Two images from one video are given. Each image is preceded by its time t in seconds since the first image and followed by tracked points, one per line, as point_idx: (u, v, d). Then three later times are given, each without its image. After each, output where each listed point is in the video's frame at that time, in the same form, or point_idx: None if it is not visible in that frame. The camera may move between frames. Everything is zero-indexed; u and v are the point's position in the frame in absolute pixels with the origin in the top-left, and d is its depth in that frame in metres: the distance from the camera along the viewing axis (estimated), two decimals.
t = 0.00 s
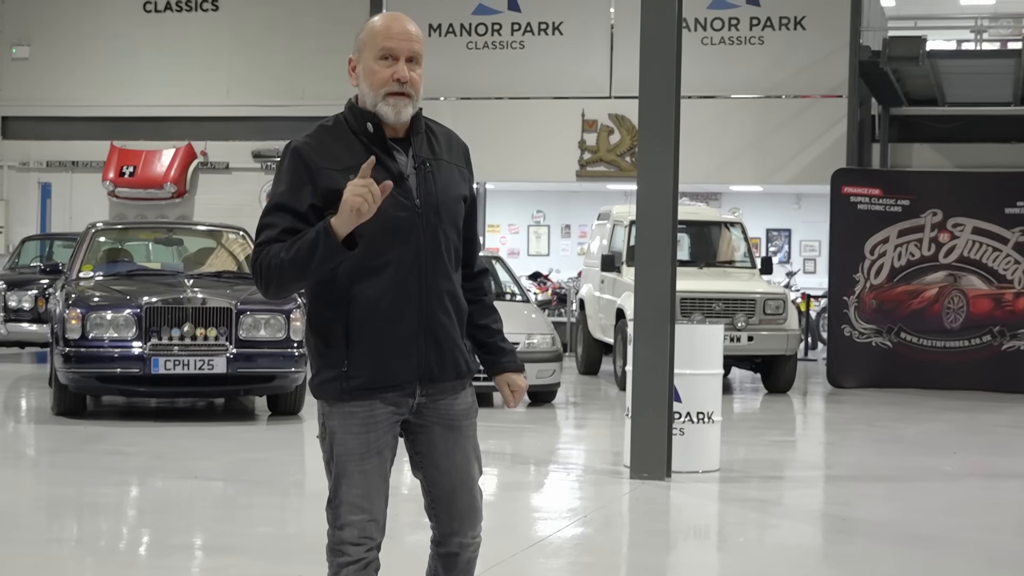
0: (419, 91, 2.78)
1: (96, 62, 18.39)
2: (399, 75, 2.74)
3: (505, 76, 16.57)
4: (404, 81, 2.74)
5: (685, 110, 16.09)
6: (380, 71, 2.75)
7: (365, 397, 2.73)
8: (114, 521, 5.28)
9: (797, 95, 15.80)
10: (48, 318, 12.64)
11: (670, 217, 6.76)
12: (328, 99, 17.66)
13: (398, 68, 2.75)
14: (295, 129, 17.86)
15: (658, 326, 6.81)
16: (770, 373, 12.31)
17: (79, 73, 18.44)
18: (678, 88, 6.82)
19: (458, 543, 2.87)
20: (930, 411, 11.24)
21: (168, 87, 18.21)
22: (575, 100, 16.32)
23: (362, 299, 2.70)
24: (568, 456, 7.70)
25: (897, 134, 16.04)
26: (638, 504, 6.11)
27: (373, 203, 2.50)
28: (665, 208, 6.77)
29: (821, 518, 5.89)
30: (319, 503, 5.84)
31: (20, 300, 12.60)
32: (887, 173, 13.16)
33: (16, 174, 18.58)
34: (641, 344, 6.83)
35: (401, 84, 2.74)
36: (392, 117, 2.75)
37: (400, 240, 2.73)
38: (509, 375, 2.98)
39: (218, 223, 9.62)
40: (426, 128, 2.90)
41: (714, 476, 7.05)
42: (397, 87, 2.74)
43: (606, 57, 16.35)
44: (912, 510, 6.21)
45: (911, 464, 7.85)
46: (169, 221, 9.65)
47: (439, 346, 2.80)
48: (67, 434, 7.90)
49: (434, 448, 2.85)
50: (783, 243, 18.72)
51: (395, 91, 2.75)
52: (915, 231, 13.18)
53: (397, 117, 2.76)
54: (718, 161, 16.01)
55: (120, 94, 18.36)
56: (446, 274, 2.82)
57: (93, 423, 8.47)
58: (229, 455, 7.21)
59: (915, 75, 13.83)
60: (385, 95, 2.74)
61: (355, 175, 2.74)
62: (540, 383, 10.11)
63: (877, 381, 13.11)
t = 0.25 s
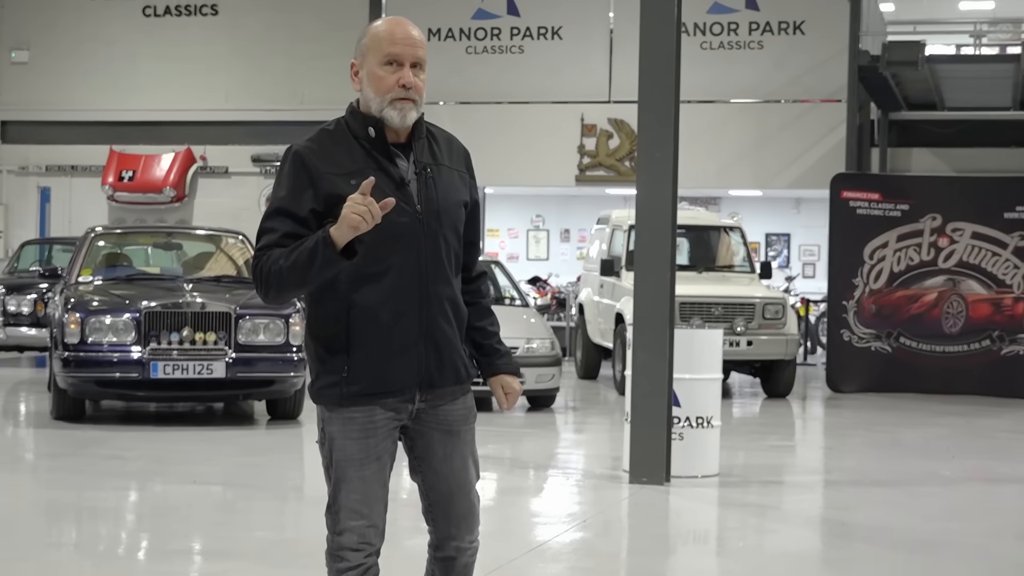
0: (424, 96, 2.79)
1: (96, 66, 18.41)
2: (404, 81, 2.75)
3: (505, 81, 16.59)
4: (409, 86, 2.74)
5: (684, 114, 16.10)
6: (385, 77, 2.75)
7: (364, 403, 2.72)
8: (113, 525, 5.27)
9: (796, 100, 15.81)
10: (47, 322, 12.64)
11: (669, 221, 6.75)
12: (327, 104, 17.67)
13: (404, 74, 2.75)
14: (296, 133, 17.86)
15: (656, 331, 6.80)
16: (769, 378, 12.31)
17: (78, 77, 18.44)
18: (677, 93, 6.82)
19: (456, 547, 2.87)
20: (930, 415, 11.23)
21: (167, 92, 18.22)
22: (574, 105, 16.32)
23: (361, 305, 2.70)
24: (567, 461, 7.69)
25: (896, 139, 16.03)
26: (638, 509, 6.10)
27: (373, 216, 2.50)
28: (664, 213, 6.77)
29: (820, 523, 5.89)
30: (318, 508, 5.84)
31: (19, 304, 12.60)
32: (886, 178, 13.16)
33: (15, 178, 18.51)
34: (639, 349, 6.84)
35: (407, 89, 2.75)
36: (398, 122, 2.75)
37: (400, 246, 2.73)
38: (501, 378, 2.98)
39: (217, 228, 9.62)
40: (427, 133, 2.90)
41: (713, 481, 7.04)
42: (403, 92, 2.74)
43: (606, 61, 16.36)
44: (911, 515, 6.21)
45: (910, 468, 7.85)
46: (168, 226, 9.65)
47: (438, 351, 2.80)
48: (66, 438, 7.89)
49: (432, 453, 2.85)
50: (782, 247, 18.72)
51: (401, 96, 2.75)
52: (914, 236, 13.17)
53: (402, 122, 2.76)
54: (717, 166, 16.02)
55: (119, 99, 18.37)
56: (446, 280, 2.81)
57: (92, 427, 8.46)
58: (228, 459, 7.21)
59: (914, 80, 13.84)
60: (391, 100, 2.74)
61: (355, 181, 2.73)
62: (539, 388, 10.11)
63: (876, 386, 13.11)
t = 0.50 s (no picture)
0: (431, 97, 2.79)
1: (96, 69, 18.41)
2: (413, 84, 2.75)
3: (504, 85, 16.61)
4: (419, 90, 2.75)
5: (684, 119, 16.10)
6: (393, 82, 2.74)
7: (368, 409, 2.72)
8: (111, 529, 5.27)
9: (796, 104, 15.83)
10: (46, 325, 12.63)
11: (668, 225, 6.76)
12: (326, 108, 17.68)
13: (411, 77, 2.75)
14: (295, 137, 17.87)
15: (656, 336, 6.80)
16: (768, 383, 12.31)
17: (78, 81, 18.45)
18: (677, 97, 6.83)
19: (455, 550, 2.87)
20: (929, 420, 11.23)
21: (167, 95, 18.22)
22: (574, 109, 16.33)
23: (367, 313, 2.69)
24: (566, 465, 7.70)
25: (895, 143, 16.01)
26: (636, 513, 6.11)
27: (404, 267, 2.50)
28: (663, 217, 6.77)
29: (819, 528, 5.89)
30: (317, 511, 5.84)
31: (18, 307, 12.59)
32: (885, 183, 13.17)
33: (15, 181, 18.51)
34: (638, 354, 6.84)
35: (416, 92, 2.75)
36: (408, 126, 2.75)
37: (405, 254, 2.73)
38: (495, 386, 3.00)
39: (216, 231, 9.61)
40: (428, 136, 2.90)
41: (712, 485, 7.04)
42: (413, 96, 2.74)
43: (605, 64, 16.38)
44: (909, 520, 6.21)
45: (909, 473, 7.85)
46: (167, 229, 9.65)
47: (442, 357, 2.80)
48: (65, 442, 7.89)
49: (434, 456, 2.85)
50: (781, 252, 18.72)
51: (411, 100, 2.74)
52: (913, 241, 13.18)
53: (412, 126, 2.76)
54: (717, 170, 16.03)
55: (119, 102, 18.37)
56: (450, 286, 2.82)
57: (90, 431, 8.46)
58: (227, 463, 7.21)
59: (914, 84, 13.84)
60: (400, 105, 2.74)
61: (361, 189, 2.72)
62: (538, 392, 10.11)
63: (875, 391, 13.11)
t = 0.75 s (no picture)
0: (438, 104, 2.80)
1: (95, 71, 18.42)
2: (422, 92, 2.75)
3: (503, 88, 16.64)
4: (428, 98, 2.75)
5: (683, 121, 16.09)
6: (403, 91, 2.74)
7: (377, 412, 2.73)
8: (109, 531, 5.27)
9: (795, 107, 15.85)
10: (44, 327, 12.62)
11: (667, 228, 6.76)
12: (325, 110, 17.71)
13: (421, 86, 2.75)
14: (295, 140, 17.89)
15: (654, 339, 6.80)
16: (766, 386, 12.31)
17: (77, 83, 18.45)
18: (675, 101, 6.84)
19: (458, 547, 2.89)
20: (927, 423, 11.24)
21: (166, 97, 18.23)
22: (573, 112, 16.35)
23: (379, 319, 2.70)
24: (564, 468, 7.70)
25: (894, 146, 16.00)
26: (634, 516, 6.11)
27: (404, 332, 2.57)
28: (662, 220, 6.78)
29: (817, 531, 5.89)
30: (315, 514, 5.84)
31: (16, 309, 12.58)
32: (883, 187, 13.18)
33: (13, 183, 18.50)
34: (637, 356, 6.84)
35: (425, 101, 2.75)
36: (419, 135, 2.76)
37: (418, 260, 2.73)
38: (499, 385, 3.01)
39: (214, 233, 9.61)
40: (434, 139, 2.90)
41: (710, 488, 7.05)
42: (422, 105, 2.75)
43: (604, 67, 16.42)
44: (907, 523, 6.21)
45: (907, 476, 7.85)
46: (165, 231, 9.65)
47: (451, 359, 2.82)
48: (63, 443, 7.88)
49: (440, 457, 2.85)
50: (780, 255, 18.71)
51: (420, 109, 2.75)
52: (912, 244, 13.19)
53: (423, 134, 2.77)
54: (716, 173, 16.03)
55: (118, 104, 18.38)
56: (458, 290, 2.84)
57: (88, 433, 8.46)
58: (225, 465, 7.21)
59: (913, 88, 13.86)
60: (411, 114, 2.74)
61: (374, 196, 2.71)
62: (537, 395, 10.12)
63: (873, 394, 13.12)
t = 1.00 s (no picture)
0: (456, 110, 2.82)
1: (91, 70, 18.41)
2: (442, 97, 2.77)
3: (499, 88, 16.65)
4: (447, 103, 2.77)
5: (678, 122, 16.13)
6: (423, 96, 2.75)
7: (390, 409, 2.73)
8: (105, 530, 5.27)
9: (791, 108, 15.87)
10: (40, 326, 12.61)
11: (662, 229, 6.77)
12: (321, 111, 17.73)
13: (439, 91, 2.77)
14: (292, 140, 17.91)
15: (650, 339, 6.81)
16: (761, 387, 12.33)
17: (73, 82, 18.44)
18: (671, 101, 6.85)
19: (464, 546, 2.90)
20: (922, 424, 11.25)
21: (162, 97, 18.22)
22: (569, 113, 16.36)
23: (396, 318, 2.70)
24: (560, 468, 7.71)
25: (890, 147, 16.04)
26: (630, 516, 6.12)
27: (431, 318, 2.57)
28: (658, 220, 6.78)
29: (812, 531, 5.90)
30: (311, 513, 5.84)
31: (12, 309, 12.56)
32: (879, 188, 13.19)
33: (9, 182, 18.47)
34: (633, 356, 6.85)
35: (444, 105, 2.77)
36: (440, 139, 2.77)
37: (434, 259, 2.74)
38: (512, 388, 3.01)
39: (210, 233, 9.61)
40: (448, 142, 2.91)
41: (705, 488, 7.05)
42: (442, 109, 2.76)
43: (600, 67, 16.44)
44: (901, 523, 6.23)
45: (902, 477, 7.87)
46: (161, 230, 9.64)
47: (463, 359, 2.83)
48: (58, 443, 7.88)
49: (449, 456, 2.86)
50: (775, 256, 18.66)
51: (440, 113, 2.77)
52: (907, 245, 13.20)
53: (443, 139, 2.78)
54: (712, 174, 16.04)
55: (114, 104, 18.38)
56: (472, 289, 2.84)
57: (84, 432, 8.45)
58: (221, 465, 7.21)
59: (908, 89, 13.88)
60: (431, 118, 2.75)
61: (391, 196, 2.71)
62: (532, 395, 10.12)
63: (869, 394, 13.14)
